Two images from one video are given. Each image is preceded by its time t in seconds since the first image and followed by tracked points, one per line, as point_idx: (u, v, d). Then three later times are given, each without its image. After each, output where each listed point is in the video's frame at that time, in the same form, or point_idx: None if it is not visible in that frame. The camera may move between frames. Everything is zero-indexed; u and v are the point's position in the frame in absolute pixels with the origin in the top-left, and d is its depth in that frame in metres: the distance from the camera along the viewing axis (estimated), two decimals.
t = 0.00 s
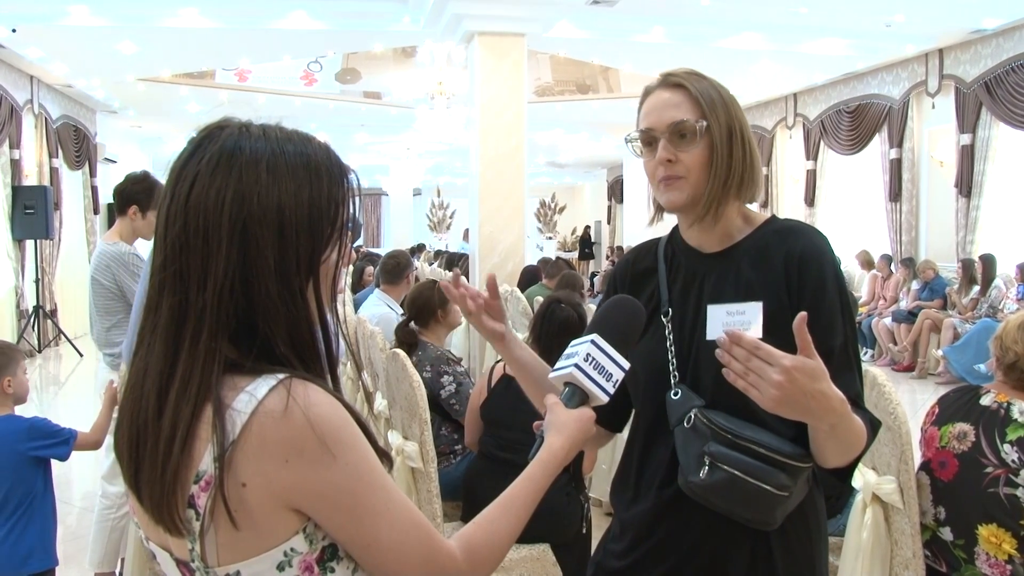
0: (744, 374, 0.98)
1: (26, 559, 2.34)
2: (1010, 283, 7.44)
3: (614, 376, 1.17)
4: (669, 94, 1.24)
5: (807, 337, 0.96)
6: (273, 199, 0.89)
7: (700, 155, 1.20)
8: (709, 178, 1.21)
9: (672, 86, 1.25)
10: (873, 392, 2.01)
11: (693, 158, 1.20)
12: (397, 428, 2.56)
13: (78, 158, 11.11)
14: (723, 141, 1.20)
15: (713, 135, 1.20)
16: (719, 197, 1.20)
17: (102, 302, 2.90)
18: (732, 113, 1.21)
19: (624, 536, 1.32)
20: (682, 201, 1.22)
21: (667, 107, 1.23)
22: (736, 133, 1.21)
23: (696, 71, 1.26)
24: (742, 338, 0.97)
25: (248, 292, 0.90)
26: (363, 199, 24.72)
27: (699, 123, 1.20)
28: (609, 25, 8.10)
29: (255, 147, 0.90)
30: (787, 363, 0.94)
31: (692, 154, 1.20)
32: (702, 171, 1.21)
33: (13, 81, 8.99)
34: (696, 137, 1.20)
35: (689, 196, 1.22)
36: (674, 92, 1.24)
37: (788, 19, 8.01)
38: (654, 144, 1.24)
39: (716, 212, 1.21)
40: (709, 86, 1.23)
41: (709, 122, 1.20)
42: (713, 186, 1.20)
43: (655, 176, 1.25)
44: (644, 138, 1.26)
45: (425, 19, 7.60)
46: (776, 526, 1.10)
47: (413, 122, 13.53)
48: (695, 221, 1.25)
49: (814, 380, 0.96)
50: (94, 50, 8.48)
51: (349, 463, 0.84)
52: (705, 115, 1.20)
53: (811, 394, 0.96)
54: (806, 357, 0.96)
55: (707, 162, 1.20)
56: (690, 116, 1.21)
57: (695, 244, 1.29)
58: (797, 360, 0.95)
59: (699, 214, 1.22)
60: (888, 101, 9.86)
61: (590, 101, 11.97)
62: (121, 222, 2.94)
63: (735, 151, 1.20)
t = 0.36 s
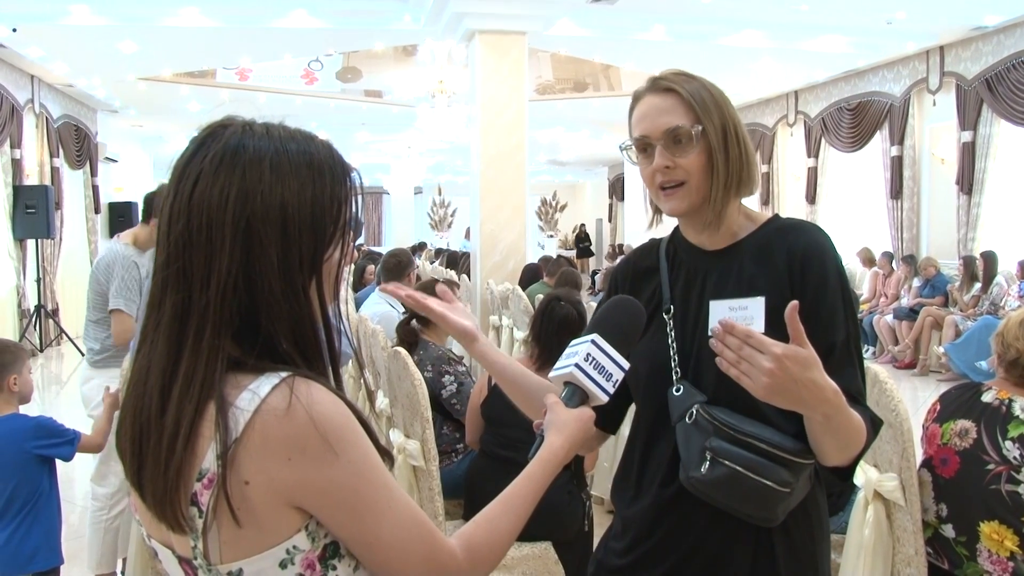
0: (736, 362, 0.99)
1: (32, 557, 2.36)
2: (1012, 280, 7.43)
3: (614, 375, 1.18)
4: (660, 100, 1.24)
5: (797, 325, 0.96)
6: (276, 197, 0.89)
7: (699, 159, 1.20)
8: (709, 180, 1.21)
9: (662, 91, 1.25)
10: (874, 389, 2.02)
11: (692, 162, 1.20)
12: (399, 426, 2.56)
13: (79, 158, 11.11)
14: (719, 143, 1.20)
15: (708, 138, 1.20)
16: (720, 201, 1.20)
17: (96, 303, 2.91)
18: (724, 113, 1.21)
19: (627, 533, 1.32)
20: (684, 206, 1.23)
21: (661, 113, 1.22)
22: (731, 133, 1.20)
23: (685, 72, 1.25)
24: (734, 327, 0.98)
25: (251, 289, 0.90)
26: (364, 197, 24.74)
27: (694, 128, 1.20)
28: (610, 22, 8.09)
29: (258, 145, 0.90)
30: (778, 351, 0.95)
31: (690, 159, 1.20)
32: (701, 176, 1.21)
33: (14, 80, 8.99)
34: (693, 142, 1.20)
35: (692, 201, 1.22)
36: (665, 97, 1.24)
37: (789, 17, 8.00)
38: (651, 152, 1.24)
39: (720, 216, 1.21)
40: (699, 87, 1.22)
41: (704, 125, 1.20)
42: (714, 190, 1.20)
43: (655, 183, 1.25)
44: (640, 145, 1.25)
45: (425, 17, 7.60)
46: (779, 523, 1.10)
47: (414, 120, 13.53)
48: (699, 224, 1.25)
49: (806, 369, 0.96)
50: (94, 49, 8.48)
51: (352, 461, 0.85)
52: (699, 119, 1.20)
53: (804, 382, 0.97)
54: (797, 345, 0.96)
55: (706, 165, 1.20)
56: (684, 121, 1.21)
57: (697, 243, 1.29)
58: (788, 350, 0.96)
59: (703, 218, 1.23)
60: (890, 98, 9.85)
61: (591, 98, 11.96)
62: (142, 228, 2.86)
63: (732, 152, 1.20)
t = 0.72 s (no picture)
0: (740, 358, 0.98)
1: (32, 558, 2.36)
2: (1015, 276, 7.42)
3: (613, 373, 1.17)
4: (651, 103, 1.23)
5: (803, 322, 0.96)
6: (279, 195, 0.89)
7: (688, 164, 1.20)
8: (698, 184, 1.20)
9: (653, 93, 1.24)
10: (876, 385, 2.02)
11: (680, 168, 1.20)
12: (401, 424, 2.56)
13: (81, 157, 11.12)
14: (709, 148, 1.19)
15: (698, 142, 1.19)
16: (707, 207, 1.19)
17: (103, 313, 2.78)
18: (715, 116, 1.20)
19: (627, 532, 1.32)
20: (674, 210, 1.23)
21: (651, 118, 1.22)
22: (723, 136, 1.20)
23: (678, 73, 1.24)
24: (738, 323, 0.98)
25: (253, 286, 0.90)
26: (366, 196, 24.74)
27: (683, 134, 1.20)
28: (611, 20, 8.08)
29: (261, 144, 0.91)
30: (782, 347, 0.95)
31: (678, 164, 1.20)
32: (690, 181, 1.20)
33: (16, 80, 9.00)
34: (682, 147, 1.20)
35: (680, 207, 1.22)
36: (656, 100, 1.23)
37: (790, 14, 7.99)
38: (641, 156, 1.24)
39: (709, 222, 1.20)
40: (690, 89, 1.21)
41: (694, 130, 1.19)
42: (702, 195, 1.20)
43: (646, 187, 1.25)
44: (632, 148, 1.26)
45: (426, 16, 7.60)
46: (779, 520, 1.10)
47: (415, 118, 13.52)
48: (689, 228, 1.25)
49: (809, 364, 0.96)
50: (96, 49, 8.48)
51: (353, 459, 0.85)
52: (689, 124, 1.20)
53: (808, 378, 0.97)
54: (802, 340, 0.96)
55: (695, 170, 1.20)
56: (673, 127, 1.21)
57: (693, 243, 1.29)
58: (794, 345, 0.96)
59: (691, 224, 1.22)
60: (891, 95, 9.84)
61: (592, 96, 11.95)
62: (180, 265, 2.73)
63: (722, 156, 1.20)
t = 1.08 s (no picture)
0: (739, 361, 0.98)
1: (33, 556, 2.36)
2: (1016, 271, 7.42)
3: (614, 369, 1.17)
4: (659, 92, 1.23)
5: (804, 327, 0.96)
6: (271, 189, 0.89)
7: (695, 153, 1.19)
8: (707, 173, 1.20)
9: (662, 81, 1.24)
10: (876, 380, 2.02)
11: (689, 157, 1.19)
12: (402, 420, 2.56)
13: (80, 155, 11.11)
14: (717, 137, 1.19)
15: (706, 130, 1.19)
16: (716, 195, 1.19)
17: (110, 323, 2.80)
18: (724, 105, 1.19)
19: (625, 527, 1.32)
20: (681, 199, 1.23)
21: (659, 107, 1.22)
22: (732, 125, 1.19)
23: (686, 61, 1.24)
24: (739, 325, 0.97)
25: (248, 282, 0.90)
26: (366, 192, 24.75)
27: (692, 122, 1.19)
28: (610, 15, 8.06)
29: (252, 139, 0.90)
30: (783, 351, 0.95)
31: (686, 152, 1.19)
32: (698, 169, 1.20)
33: (15, 78, 8.98)
34: (690, 135, 1.19)
35: (687, 195, 1.22)
36: (664, 88, 1.23)
37: (789, 9, 7.97)
38: (649, 144, 1.23)
39: (718, 211, 1.20)
40: (699, 77, 1.21)
41: (701, 119, 1.19)
42: (712, 183, 1.20)
43: (654, 175, 1.25)
44: (640, 137, 1.25)
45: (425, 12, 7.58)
46: (777, 517, 1.10)
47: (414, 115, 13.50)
48: (696, 216, 1.25)
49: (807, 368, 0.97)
50: (95, 46, 8.47)
51: (349, 453, 0.85)
52: (698, 112, 1.19)
53: (807, 382, 0.97)
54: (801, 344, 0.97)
55: (703, 158, 1.19)
56: (682, 114, 1.20)
57: (698, 236, 1.29)
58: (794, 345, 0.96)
59: (700, 212, 1.22)
60: (891, 90, 9.82)
61: (592, 92, 11.93)
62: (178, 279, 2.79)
63: (730, 144, 1.19)
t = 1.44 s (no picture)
0: (742, 356, 0.99)
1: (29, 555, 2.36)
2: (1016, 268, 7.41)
3: (617, 363, 1.17)
4: (670, 85, 1.23)
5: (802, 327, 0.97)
6: (274, 187, 0.89)
7: (705, 148, 1.19)
8: (716, 168, 1.20)
9: (674, 75, 1.24)
10: (877, 376, 2.01)
11: (697, 152, 1.19)
12: (403, 417, 2.56)
13: (82, 152, 11.12)
14: (727, 132, 1.18)
15: (715, 126, 1.19)
16: (724, 190, 1.19)
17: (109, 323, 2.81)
18: (735, 99, 1.19)
19: (623, 524, 1.32)
20: (689, 194, 1.22)
21: (669, 100, 1.22)
22: (742, 120, 1.19)
23: (700, 55, 1.23)
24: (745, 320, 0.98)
25: (250, 279, 0.90)
26: (367, 189, 24.73)
27: (701, 117, 1.19)
28: (611, 12, 8.05)
29: (255, 136, 0.90)
30: (785, 349, 0.95)
31: (695, 147, 1.19)
32: (706, 165, 1.20)
33: (16, 75, 8.98)
34: (699, 130, 1.19)
35: (696, 190, 1.22)
36: (676, 82, 1.23)
37: (791, 6, 7.96)
38: (658, 138, 1.23)
39: (727, 206, 1.20)
40: (711, 72, 1.20)
41: (711, 113, 1.19)
42: (721, 178, 1.19)
43: (662, 169, 1.25)
44: (649, 130, 1.25)
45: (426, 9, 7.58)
46: (773, 514, 1.10)
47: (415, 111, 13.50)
48: (706, 213, 1.25)
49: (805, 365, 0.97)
50: (96, 43, 8.46)
51: (350, 453, 0.85)
52: (707, 107, 1.19)
53: (807, 382, 0.97)
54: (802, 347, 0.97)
55: (711, 154, 1.20)
56: (692, 109, 1.20)
57: (706, 233, 1.28)
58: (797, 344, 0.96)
59: (709, 207, 1.22)
60: (892, 86, 9.81)
61: (593, 89, 11.93)
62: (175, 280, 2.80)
63: (740, 141, 1.19)
